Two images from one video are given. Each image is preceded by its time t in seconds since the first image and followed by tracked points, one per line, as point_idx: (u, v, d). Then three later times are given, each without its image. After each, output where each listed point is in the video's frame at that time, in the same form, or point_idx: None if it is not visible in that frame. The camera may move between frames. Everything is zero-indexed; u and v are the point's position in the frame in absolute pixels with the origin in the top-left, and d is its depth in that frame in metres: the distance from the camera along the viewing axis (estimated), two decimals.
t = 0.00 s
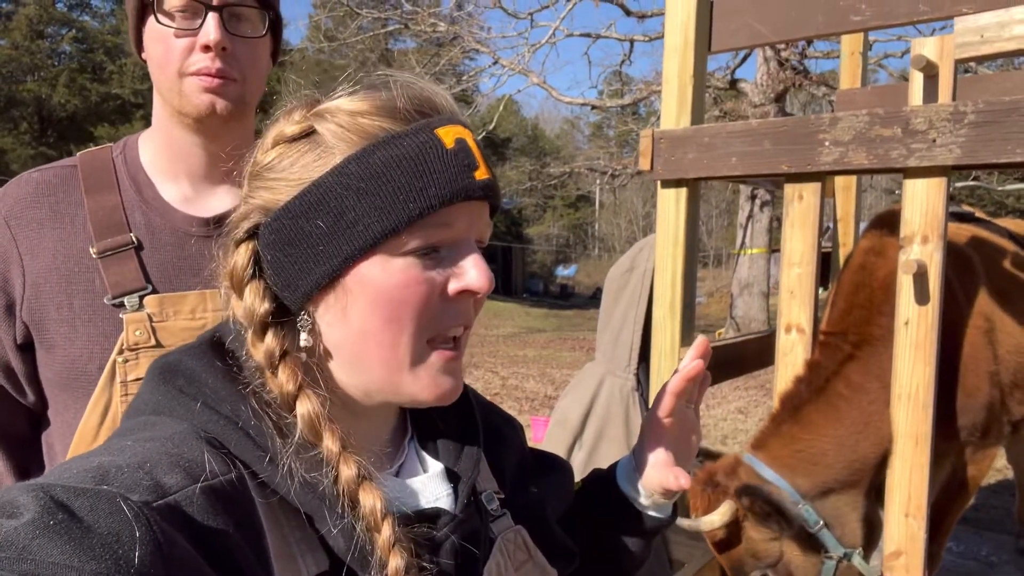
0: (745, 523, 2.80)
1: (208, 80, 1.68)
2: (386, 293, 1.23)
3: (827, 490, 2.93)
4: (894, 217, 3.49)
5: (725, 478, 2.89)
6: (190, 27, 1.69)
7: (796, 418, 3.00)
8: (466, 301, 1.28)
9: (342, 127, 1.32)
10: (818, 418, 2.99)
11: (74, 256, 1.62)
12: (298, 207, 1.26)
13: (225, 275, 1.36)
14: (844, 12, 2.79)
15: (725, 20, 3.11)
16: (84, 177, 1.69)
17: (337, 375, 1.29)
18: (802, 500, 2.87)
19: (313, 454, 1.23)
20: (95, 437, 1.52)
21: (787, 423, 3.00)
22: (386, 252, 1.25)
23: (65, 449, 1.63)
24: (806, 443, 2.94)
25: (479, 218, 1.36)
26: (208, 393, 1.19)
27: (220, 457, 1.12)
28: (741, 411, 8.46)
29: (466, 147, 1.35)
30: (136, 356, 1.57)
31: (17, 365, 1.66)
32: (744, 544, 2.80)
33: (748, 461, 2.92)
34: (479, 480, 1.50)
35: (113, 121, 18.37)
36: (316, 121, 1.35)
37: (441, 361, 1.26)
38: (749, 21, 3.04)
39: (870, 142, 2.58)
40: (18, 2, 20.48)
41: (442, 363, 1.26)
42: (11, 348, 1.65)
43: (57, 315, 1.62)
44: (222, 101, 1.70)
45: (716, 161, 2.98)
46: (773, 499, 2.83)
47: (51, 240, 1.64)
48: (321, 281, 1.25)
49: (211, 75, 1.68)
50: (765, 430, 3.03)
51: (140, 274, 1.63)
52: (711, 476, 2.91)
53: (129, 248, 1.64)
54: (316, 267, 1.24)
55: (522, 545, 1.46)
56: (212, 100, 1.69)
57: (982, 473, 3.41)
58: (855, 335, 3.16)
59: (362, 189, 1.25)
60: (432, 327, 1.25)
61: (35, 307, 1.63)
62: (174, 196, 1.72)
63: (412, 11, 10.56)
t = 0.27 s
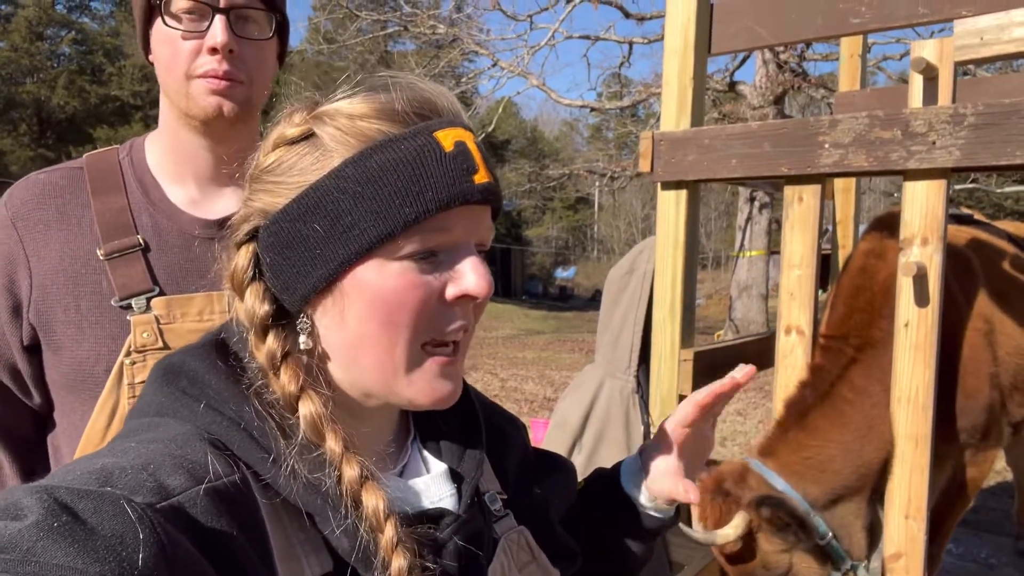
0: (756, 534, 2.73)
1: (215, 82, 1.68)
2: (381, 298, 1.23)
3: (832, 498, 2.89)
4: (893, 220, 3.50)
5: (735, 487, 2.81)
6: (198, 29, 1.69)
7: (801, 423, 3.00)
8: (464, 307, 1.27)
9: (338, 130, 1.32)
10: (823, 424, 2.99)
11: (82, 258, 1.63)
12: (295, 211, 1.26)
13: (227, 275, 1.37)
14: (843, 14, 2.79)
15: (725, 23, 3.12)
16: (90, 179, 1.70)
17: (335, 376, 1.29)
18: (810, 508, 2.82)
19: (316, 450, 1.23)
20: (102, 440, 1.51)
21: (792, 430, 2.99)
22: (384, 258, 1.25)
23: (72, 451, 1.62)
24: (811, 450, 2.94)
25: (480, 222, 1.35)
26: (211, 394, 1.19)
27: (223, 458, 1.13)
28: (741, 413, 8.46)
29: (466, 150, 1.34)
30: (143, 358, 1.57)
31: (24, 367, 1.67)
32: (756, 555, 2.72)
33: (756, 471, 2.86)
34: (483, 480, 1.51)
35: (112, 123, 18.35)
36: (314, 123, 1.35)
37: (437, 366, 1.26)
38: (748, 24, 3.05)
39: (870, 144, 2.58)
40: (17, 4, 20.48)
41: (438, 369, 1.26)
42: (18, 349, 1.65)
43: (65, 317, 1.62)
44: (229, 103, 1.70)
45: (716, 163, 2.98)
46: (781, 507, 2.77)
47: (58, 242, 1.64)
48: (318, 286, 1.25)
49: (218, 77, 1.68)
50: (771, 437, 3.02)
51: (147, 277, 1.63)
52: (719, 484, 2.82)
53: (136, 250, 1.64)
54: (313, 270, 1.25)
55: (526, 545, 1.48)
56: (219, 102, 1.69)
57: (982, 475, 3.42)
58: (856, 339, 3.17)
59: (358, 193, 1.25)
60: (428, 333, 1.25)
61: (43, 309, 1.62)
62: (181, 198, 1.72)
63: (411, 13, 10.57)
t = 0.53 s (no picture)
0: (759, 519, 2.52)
1: (224, 80, 1.69)
2: (369, 293, 1.23)
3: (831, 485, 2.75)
4: (893, 220, 3.51)
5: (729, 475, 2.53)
6: (208, 27, 1.70)
7: (801, 416, 2.93)
8: (454, 300, 1.26)
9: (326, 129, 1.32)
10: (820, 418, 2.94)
11: (89, 255, 1.63)
12: (285, 208, 1.27)
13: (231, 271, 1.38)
14: (843, 15, 2.81)
15: (725, 24, 3.13)
16: (96, 176, 1.70)
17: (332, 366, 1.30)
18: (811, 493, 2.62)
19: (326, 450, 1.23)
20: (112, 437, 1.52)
21: (791, 421, 2.91)
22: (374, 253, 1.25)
23: (79, 448, 1.62)
24: (810, 441, 2.85)
25: (477, 212, 1.34)
26: (219, 386, 1.20)
27: (232, 450, 1.14)
28: (740, 414, 8.47)
29: (452, 140, 1.32)
30: (152, 355, 1.57)
31: (31, 364, 1.67)
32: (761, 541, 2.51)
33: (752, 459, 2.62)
34: (488, 475, 1.51)
35: (111, 125, 18.38)
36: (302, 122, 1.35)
37: (426, 360, 1.26)
38: (748, 24, 3.06)
39: (870, 144, 2.59)
40: (17, 6, 20.51)
41: (427, 363, 1.25)
42: (25, 346, 1.65)
43: (72, 314, 1.62)
44: (238, 101, 1.71)
45: (717, 163, 2.99)
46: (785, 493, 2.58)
47: (65, 239, 1.64)
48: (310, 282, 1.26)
49: (228, 74, 1.69)
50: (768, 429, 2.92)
51: (155, 274, 1.64)
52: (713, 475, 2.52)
53: (144, 247, 1.64)
54: (303, 265, 1.25)
55: (531, 540, 1.48)
56: (228, 99, 1.70)
57: (981, 474, 3.42)
58: (855, 338, 3.18)
59: (341, 187, 1.25)
60: (416, 327, 1.24)
61: (50, 306, 1.63)
62: (188, 195, 1.73)
63: (411, 15, 10.60)
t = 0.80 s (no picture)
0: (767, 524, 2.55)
1: (229, 78, 1.68)
2: (366, 303, 1.22)
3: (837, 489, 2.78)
4: (895, 221, 3.51)
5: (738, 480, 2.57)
6: (214, 25, 1.70)
7: (805, 420, 2.92)
8: (454, 316, 1.24)
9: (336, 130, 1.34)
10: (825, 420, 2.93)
11: (93, 253, 1.63)
12: (290, 213, 1.28)
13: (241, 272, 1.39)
14: (846, 16, 2.81)
15: (728, 24, 3.12)
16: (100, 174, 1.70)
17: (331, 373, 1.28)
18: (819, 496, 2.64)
19: (324, 445, 1.23)
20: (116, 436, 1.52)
21: (795, 427, 2.89)
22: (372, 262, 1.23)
23: (82, 447, 1.62)
24: (815, 445, 2.85)
25: (489, 228, 1.33)
26: (222, 385, 1.21)
27: (235, 448, 1.14)
28: (741, 416, 8.46)
29: (460, 152, 1.31)
30: (156, 354, 1.57)
31: (35, 362, 1.67)
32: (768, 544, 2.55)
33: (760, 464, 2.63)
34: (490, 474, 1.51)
35: (112, 126, 18.43)
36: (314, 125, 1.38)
37: (424, 376, 1.23)
38: (750, 25, 3.06)
39: (873, 144, 2.58)
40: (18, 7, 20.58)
41: (424, 378, 1.23)
42: (29, 344, 1.65)
43: (76, 312, 1.62)
44: (243, 99, 1.70)
45: (719, 164, 2.99)
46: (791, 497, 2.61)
47: (70, 237, 1.64)
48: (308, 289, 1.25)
49: (233, 72, 1.68)
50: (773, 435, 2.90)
51: (158, 272, 1.63)
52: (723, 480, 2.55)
53: (148, 246, 1.64)
54: (303, 273, 1.25)
55: (533, 539, 1.46)
56: (233, 98, 1.69)
57: (984, 475, 3.42)
58: (858, 339, 3.17)
59: (343, 197, 1.25)
60: (412, 340, 1.22)
61: (54, 304, 1.62)
62: (192, 194, 1.73)
63: (412, 18, 10.62)
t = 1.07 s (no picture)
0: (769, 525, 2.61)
1: (232, 79, 1.69)
2: (338, 294, 1.23)
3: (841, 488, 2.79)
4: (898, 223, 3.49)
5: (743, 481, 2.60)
6: (216, 25, 1.70)
7: (807, 420, 2.93)
8: (425, 302, 1.23)
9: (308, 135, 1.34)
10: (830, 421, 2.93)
11: (97, 255, 1.63)
12: (268, 213, 1.31)
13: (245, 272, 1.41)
14: (849, 18, 2.81)
15: (730, 26, 3.12)
16: (105, 175, 1.71)
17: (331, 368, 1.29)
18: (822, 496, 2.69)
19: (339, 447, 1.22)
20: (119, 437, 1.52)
21: (799, 427, 2.91)
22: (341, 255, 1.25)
23: (86, 449, 1.62)
24: (818, 445, 2.85)
25: (465, 212, 1.32)
26: (231, 383, 1.20)
27: (243, 447, 1.14)
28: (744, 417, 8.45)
29: (422, 136, 1.30)
30: (159, 355, 1.56)
31: (38, 363, 1.67)
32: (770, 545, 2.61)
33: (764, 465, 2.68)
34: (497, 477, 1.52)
35: (115, 128, 18.48)
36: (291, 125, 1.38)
37: (396, 363, 1.23)
38: (753, 26, 3.06)
39: (877, 146, 2.58)
40: (22, 10, 20.70)
41: (396, 366, 1.23)
42: (33, 346, 1.65)
43: (79, 314, 1.62)
44: (246, 100, 1.71)
45: (722, 165, 2.99)
46: (794, 496, 2.63)
47: (73, 239, 1.64)
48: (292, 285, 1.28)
49: (236, 74, 1.69)
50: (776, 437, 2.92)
51: (162, 274, 1.63)
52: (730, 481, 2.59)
53: (151, 247, 1.64)
54: (284, 271, 1.28)
55: (539, 541, 1.47)
56: (236, 99, 1.69)
57: (988, 478, 3.41)
58: (862, 340, 3.14)
59: (310, 192, 1.27)
60: (383, 328, 1.22)
61: (58, 305, 1.62)
62: (195, 196, 1.73)
63: (414, 20, 10.67)
